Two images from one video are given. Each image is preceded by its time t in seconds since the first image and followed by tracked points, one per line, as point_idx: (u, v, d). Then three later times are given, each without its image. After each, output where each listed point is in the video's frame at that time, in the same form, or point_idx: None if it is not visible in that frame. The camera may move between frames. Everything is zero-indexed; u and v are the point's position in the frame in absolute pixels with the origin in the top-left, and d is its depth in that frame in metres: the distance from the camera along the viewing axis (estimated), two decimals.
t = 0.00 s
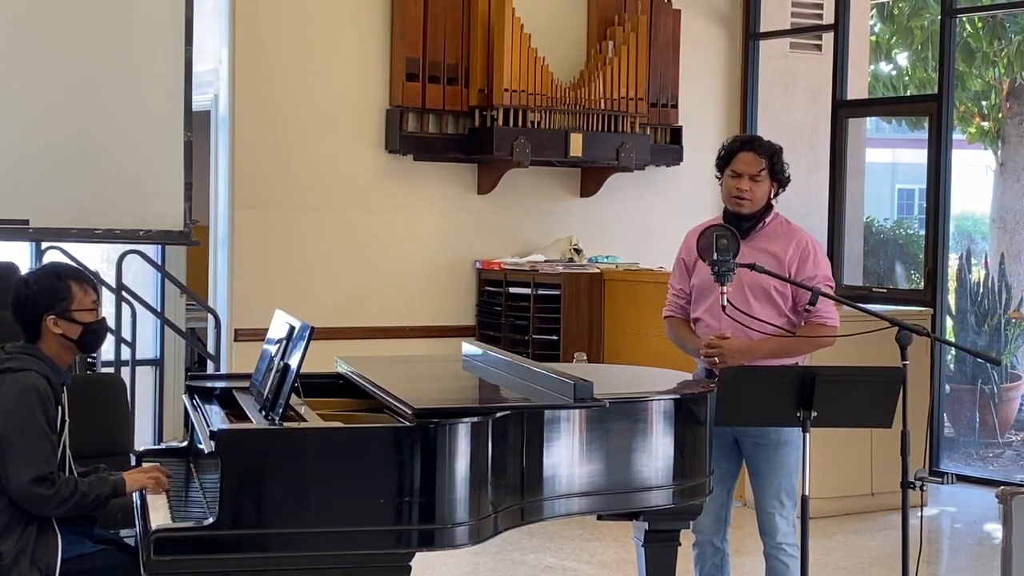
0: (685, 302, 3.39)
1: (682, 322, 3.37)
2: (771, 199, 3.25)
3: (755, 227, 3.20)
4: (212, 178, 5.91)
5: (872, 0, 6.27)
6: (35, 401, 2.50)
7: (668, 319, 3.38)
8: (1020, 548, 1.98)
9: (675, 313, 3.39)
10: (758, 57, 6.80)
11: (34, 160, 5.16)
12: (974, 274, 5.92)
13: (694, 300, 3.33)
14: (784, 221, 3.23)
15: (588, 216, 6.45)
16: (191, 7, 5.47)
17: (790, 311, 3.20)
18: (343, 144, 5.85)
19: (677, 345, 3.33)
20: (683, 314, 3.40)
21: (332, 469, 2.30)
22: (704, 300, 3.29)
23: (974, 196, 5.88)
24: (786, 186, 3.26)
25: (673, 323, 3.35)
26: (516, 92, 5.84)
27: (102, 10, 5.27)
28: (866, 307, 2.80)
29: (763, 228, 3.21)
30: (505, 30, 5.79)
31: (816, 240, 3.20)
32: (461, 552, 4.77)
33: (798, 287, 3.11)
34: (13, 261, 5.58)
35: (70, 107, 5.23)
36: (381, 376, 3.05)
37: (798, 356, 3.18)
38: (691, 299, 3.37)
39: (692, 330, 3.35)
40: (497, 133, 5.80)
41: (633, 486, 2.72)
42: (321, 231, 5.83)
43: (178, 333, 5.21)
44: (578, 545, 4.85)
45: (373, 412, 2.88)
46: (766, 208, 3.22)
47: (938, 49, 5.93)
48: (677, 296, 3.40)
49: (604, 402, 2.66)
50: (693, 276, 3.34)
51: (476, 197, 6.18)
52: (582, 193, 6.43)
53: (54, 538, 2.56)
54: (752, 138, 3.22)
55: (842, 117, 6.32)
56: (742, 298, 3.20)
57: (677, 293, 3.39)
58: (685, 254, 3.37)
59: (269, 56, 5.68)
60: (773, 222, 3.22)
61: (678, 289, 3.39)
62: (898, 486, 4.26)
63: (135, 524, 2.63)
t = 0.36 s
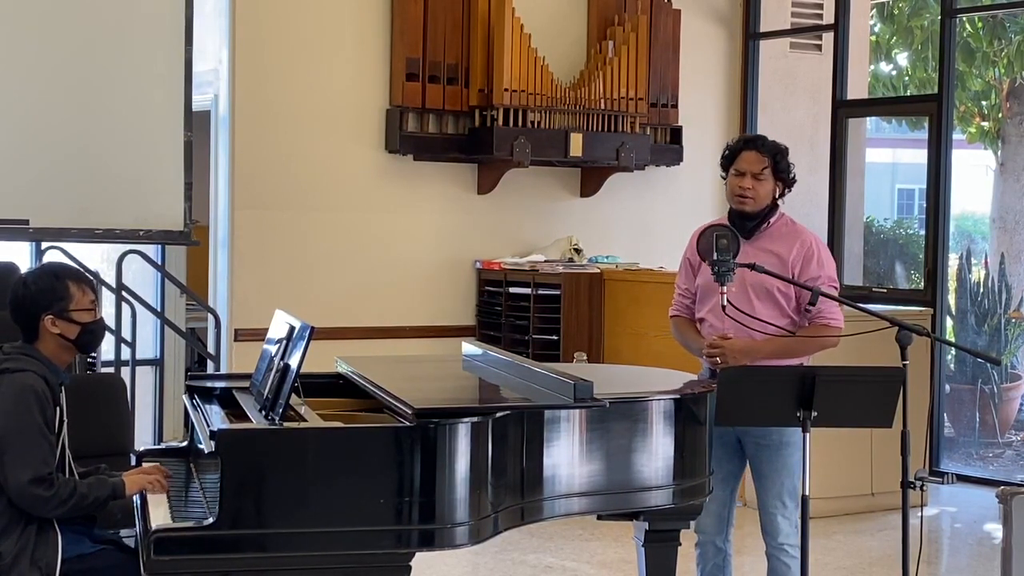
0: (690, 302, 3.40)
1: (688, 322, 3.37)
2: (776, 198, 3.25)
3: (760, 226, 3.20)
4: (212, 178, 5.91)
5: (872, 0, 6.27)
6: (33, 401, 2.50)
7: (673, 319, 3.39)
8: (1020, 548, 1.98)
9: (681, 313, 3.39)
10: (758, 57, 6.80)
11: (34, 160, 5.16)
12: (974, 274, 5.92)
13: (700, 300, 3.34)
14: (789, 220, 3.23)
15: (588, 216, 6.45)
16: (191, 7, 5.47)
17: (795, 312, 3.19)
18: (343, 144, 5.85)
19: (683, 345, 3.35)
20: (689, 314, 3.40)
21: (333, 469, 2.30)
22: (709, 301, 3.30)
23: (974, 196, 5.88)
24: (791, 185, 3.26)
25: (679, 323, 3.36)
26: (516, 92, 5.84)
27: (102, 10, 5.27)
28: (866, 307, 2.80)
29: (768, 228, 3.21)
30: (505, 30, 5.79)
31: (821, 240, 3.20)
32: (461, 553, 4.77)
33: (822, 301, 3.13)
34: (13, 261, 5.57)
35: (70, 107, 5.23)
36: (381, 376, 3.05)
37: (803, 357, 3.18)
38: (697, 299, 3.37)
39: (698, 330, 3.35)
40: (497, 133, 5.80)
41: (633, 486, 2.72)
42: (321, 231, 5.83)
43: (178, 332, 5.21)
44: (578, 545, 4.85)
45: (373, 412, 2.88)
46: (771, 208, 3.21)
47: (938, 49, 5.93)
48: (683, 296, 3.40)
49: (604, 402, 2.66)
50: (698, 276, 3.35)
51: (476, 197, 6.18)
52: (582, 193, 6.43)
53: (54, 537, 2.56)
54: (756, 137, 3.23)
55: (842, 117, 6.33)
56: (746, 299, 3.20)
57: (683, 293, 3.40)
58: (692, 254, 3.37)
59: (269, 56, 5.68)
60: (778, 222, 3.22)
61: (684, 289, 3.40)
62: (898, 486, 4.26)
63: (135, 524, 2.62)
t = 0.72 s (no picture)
0: (696, 302, 3.40)
1: (694, 322, 3.38)
2: (783, 200, 3.23)
3: (764, 225, 3.20)
4: (212, 177, 5.91)
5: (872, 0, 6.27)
6: (33, 401, 2.50)
7: (679, 319, 3.39)
8: (1020, 548, 1.98)
9: (687, 313, 3.40)
10: (758, 57, 6.80)
11: (34, 161, 5.16)
12: (974, 274, 5.92)
13: (706, 300, 3.34)
14: (795, 220, 3.23)
15: (588, 216, 6.45)
16: (191, 7, 5.47)
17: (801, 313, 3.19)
18: (343, 144, 5.85)
19: (688, 346, 3.34)
20: (695, 314, 3.40)
21: (333, 469, 2.30)
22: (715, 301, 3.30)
23: (973, 196, 5.88)
24: (798, 186, 3.22)
25: (685, 323, 3.36)
26: (516, 92, 5.84)
27: (102, 10, 5.27)
28: (866, 307, 2.80)
29: (773, 228, 3.22)
30: (505, 30, 5.79)
31: (826, 241, 3.20)
32: (461, 553, 4.77)
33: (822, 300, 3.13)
34: (13, 261, 5.57)
35: (70, 107, 5.23)
36: (381, 376, 3.05)
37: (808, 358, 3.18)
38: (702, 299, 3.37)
39: (703, 330, 3.35)
40: (497, 133, 5.80)
41: (633, 486, 2.72)
42: (321, 231, 5.83)
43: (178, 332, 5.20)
44: (578, 545, 4.85)
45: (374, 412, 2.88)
46: (777, 208, 3.21)
47: (938, 49, 5.93)
48: (689, 296, 3.40)
49: (604, 402, 2.66)
50: (704, 276, 3.35)
51: (476, 197, 6.18)
52: (582, 193, 6.43)
53: (54, 537, 2.56)
54: (763, 138, 3.23)
55: (842, 117, 6.33)
56: (750, 298, 3.20)
57: (689, 293, 3.40)
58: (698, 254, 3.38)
59: (269, 56, 5.68)
60: (784, 222, 3.22)
61: (689, 289, 3.40)
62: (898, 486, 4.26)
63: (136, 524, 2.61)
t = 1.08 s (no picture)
0: (703, 302, 3.40)
1: (701, 322, 3.38)
2: (789, 197, 3.23)
3: (772, 224, 3.20)
4: (212, 177, 5.91)
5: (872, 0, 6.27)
6: (35, 401, 2.50)
7: (686, 319, 3.40)
8: (1020, 548, 1.98)
9: (694, 313, 3.40)
10: (758, 57, 6.80)
11: (34, 161, 5.16)
12: (974, 274, 5.92)
13: (714, 300, 3.34)
14: (803, 220, 3.23)
15: (588, 216, 6.45)
16: (191, 6, 5.47)
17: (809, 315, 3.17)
18: (343, 144, 5.85)
19: (695, 346, 3.34)
20: (702, 314, 3.41)
21: (332, 469, 2.30)
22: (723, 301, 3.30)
23: (974, 196, 5.88)
24: (804, 183, 3.23)
25: (692, 323, 3.36)
26: (516, 92, 5.84)
27: (102, 9, 5.27)
28: (866, 307, 2.80)
29: (781, 227, 3.21)
30: (505, 30, 5.79)
31: (835, 242, 3.19)
32: (461, 553, 4.77)
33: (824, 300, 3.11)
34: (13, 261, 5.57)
35: (70, 107, 5.23)
36: (381, 376, 3.05)
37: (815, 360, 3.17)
38: (710, 298, 3.37)
39: (710, 330, 3.35)
40: (497, 133, 5.80)
41: (633, 486, 2.72)
42: (321, 231, 5.83)
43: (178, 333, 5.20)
44: (578, 545, 4.85)
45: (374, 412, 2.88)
46: (784, 207, 3.21)
47: (938, 49, 5.93)
48: (696, 295, 3.41)
49: (604, 402, 2.66)
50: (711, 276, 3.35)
51: (476, 197, 6.18)
52: (582, 193, 6.43)
53: (54, 537, 2.56)
54: (767, 136, 3.23)
55: (842, 117, 6.33)
56: (758, 299, 3.20)
57: (696, 293, 3.40)
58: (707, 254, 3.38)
59: (269, 56, 5.68)
60: (792, 222, 3.22)
61: (697, 289, 3.40)
62: (898, 486, 4.27)
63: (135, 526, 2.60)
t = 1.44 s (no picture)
0: (711, 302, 3.40)
1: (709, 322, 3.38)
2: (799, 197, 3.22)
3: (781, 224, 3.20)
4: (212, 177, 5.91)
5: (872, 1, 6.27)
6: (36, 401, 2.50)
7: (693, 319, 3.40)
8: (1021, 548, 1.97)
9: (702, 313, 3.40)
10: (758, 57, 6.80)
11: (34, 161, 5.16)
12: (974, 274, 5.91)
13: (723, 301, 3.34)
14: (812, 221, 3.22)
15: (589, 216, 6.45)
16: (191, 6, 5.47)
17: (816, 316, 3.17)
18: (343, 144, 5.85)
19: (701, 346, 3.34)
20: (710, 314, 3.41)
21: (332, 469, 2.30)
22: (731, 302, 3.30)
23: (974, 196, 5.88)
24: (813, 182, 3.23)
25: (699, 323, 3.37)
26: (516, 92, 5.84)
27: (102, 9, 5.27)
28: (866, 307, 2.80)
29: (789, 228, 3.21)
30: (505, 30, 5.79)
31: (843, 243, 3.18)
32: (461, 553, 4.77)
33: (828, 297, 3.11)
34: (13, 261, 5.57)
35: (69, 107, 5.23)
36: (381, 376, 3.05)
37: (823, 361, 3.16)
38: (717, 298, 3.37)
39: (717, 331, 3.36)
40: (497, 133, 5.80)
41: (633, 486, 2.72)
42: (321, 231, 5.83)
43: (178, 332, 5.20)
44: (578, 544, 4.85)
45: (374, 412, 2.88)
46: (793, 208, 3.20)
47: (938, 49, 5.93)
48: (705, 295, 3.41)
49: (604, 402, 2.66)
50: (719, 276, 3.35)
51: (476, 197, 6.18)
52: (582, 193, 6.43)
53: (54, 537, 2.56)
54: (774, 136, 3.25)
55: (842, 117, 6.33)
56: (765, 300, 3.20)
57: (704, 293, 3.40)
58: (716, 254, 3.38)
59: (269, 56, 5.68)
60: (801, 222, 3.21)
61: (704, 289, 3.40)
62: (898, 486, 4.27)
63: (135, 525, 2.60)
